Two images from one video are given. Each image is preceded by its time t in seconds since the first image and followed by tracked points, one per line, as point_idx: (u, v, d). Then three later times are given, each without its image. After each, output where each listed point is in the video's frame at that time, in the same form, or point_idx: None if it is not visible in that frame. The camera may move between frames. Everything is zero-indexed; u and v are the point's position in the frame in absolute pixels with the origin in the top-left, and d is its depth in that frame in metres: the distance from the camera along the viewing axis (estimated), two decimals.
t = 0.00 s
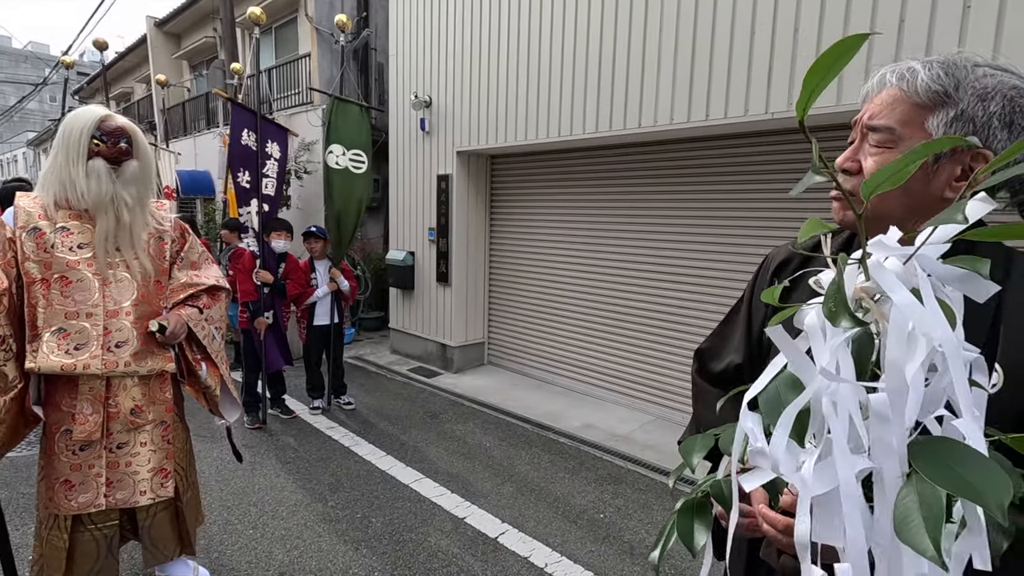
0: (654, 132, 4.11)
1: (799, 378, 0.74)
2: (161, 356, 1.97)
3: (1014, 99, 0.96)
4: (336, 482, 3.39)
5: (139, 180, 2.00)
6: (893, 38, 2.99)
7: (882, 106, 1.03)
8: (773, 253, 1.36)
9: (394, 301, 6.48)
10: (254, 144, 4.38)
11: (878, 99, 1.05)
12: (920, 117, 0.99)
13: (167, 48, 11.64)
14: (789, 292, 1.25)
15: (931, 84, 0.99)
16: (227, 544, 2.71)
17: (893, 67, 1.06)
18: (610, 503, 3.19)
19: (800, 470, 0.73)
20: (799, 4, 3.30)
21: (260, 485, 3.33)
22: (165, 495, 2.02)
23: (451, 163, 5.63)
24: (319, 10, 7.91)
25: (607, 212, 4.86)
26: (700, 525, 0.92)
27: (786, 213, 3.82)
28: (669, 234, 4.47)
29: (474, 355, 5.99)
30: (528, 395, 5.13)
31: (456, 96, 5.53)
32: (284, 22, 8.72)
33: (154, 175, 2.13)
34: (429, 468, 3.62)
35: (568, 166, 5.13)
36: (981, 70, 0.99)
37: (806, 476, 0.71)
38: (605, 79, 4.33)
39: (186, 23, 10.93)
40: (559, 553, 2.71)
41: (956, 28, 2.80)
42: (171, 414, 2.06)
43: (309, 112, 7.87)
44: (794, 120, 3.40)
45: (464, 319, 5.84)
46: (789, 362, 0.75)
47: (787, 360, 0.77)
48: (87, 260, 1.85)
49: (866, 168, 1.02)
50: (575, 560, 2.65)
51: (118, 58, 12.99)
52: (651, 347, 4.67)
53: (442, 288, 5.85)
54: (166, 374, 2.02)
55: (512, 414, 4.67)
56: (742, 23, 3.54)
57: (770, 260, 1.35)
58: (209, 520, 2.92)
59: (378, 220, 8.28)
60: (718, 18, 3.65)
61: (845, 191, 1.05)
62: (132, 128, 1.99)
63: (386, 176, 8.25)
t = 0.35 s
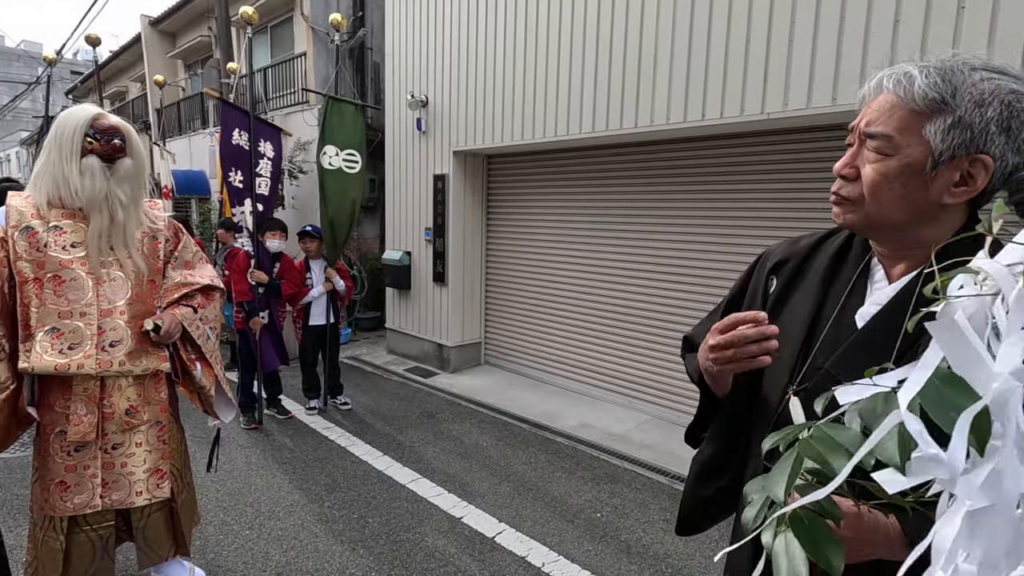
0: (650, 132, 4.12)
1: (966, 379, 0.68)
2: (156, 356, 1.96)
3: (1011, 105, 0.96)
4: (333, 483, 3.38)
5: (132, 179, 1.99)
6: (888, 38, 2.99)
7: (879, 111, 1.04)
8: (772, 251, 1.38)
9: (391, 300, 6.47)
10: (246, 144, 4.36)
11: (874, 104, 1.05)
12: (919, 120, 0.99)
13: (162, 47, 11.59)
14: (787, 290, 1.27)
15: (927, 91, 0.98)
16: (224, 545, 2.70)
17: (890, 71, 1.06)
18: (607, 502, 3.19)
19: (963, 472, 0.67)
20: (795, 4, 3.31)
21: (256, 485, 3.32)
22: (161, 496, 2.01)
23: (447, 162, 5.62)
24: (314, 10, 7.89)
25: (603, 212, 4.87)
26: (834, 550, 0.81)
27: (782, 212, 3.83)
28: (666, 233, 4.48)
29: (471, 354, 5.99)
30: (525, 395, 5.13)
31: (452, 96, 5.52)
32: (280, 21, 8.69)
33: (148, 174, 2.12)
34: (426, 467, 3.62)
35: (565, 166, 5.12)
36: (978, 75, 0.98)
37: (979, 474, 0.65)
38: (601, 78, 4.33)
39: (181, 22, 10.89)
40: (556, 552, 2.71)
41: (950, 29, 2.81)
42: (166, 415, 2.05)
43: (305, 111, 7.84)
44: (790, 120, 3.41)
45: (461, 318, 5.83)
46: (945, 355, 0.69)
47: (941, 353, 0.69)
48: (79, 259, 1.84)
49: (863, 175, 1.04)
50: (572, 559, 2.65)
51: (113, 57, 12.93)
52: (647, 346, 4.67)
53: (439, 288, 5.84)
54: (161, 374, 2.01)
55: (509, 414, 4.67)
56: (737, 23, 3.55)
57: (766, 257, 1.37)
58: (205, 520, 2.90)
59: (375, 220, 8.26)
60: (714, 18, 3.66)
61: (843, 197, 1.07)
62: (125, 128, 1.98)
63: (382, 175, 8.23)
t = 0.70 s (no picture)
0: (647, 132, 4.13)
1: None
2: (155, 356, 1.96)
3: None
4: (330, 483, 3.37)
5: (128, 179, 1.98)
6: (883, 39, 3.01)
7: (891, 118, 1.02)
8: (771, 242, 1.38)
9: (388, 300, 6.46)
10: (239, 143, 4.35)
11: (887, 108, 1.03)
12: (934, 130, 0.98)
13: (157, 45, 11.55)
14: (787, 287, 1.27)
15: (945, 102, 0.97)
16: (221, 545, 2.69)
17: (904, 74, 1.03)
18: (604, 502, 3.20)
19: None
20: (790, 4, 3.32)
21: (253, 485, 3.31)
22: (161, 497, 2.00)
23: (444, 162, 5.62)
24: (311, 9, 7.87)
25: (601, 212, 4.87)
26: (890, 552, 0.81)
27: (778, 212, 3.85)
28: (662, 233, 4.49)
29: (468, 354, 5.99)
30: (522, 394, 5.14)
31: (449, 96, 5.52)
32: (275, 21, 8.67)
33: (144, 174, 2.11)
34: (424, 467, 3.62)
35: (562, 166, 5.13)
36: (996, 83, 0.98)
37: None
38: (598, 78, 4.33)
39: (177, 21, 10.86)
40: (553, 552, 2.71)
41: (944, 29, 2.82)
42: (165, 415, 2.04)
43: (301, 111, 7.82)
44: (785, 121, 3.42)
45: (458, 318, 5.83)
46: None
47: None
48: (77, 259, 1.83)
49: (873, 185, 1.03)
50: (569, 559, 2.65)
51: (107, 56, 12.86)
52: (644, 346, 4.68)
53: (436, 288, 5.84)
54: (159, 374, 2.00)
55: (507, 413, 4.67)
56: (733, 23, 3.56)
57: (764, 250, 1.37)
58: (201, 521, 2.89)
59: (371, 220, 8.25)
60: (710, 18, 3.67)
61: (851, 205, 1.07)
62: (122, 127, 1.97)
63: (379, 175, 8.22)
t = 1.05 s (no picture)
0: (644, 132, 4.13)
1: None
2: (155, 357, 1.96)
3: None
4: (328, 483, 3.37)
5: (129, 180, 1.98)
6: (878, 40, 3.02)
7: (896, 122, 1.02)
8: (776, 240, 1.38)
9: (385, 300, 6.46)
10: (235, 143, 4.34)
11: (892, 112, 1.04)
12: (939, 137, 0.98)
13: (153, 45, 11.51)
14: (787, 287, 1.28)
15: (951, 108, 0.97)
16: (218, 546, 2.69)
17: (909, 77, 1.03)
18: (601, 501, 3.21)
19: None
20: (786, 5, 3.33)
21: (250, 486, 3.31)
22: (160, 498, 2.00)
23: (441, 162, 5.62)
24: (308, 8, 7.86)
25: (598, 212, 4.87)
26: (887, 539, 0.81)
27: (774, 212, 3.86)
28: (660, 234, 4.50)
29: (465, 355, 5.99)
30: (520, 394, 5.14)
31: (446, 96, 5.52)
32: (272, 20, 8.66)
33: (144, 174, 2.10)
34: (421, 467, 3.62)
35: (559, 166, 5.14)
36: (1003, 88, 0.98)
37: None
38: (595, 79, 4.34)
39: (173, 20, 10.82)
40: (550, 552, 2.71)
41: (939, 30, 2.84)
42: (164, 416, 2.03)
43: (298, 111, 7.81)
44: (782, 121, 3.43)
45: (456, 318, 5.83)
46: None
47: None
48: (76, 259, 1.83)
49: (876, 191, 1.04)
50: (567, 559, 2.66)
51: (103, 55, 12.81)
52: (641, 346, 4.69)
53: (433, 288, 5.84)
54: (158, 375, 2.00)
55: (504, 413, 4.67)
56: (730, 24, 3.57)
57: (766, 249, 1.38)
58: (198, 522, 2.89)
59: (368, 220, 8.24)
60: (707, 19, 3.68)
61: (853, 210, 1.08)
62: (123, 127, 1.97)
63: (376, 175, 8.21)
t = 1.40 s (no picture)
0: (642, 132, 4.14)
1: None
2: (153, 358, 1.96)
3: None
4: (325, 483, 3.37)
5: (128, 180, 1.98)
6: (876, 40, 3.03)
7: (999, 118, 0.98)
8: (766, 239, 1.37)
9: (383, 300, 6.45)
10: (233, 143, 4.33)
11: (993, 101, 0.99)
12: (1021, 140, 0.99)
13: (150, 44, 11.48)
14: (777, 288, 1.28)
15: None
16: (216, 546, 2.68)
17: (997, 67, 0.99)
18: (600, 501, 3.21)
19: None
20: (784, 5, 3.34)
21: (248, 486, 3.31)
22: (158, 500, 2.00)
23: (439, 162, 5.61)
24: (305, 8, 7.85)
25: (596, 212, 4.88)
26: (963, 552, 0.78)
27: (771, 212, 3.87)
28: (657, 233, 4.50)
29: (463, 354, 5.99)
30: (518, 394, 5.14)
31: (444, 95, 5.51)
32: (269, 19, 8.64)
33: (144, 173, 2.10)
34: (419, 467, 3.62)
35: (556, 166, 5.13)
36: None
37: None
38: (593, 78, 4.34)
39: (169, 20, 10.78)
40: (549, 551, 2.72)
41: (936, 30, 2.85)
42: (162, 417, 2.03)
43: (295, 110, 7.79)
44: (780, 121, 3.43)
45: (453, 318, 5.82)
46: None
47: None
48: (75, 259, 1.82)
49: (971, 187, 0.98)
50: (565, 558, 2.66)
51: (99, 55, 12.77)
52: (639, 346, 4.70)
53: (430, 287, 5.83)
54: (156, 377, 2.00)
55: (502, 413, 4.67)
56: (728, 24, 3.58)
57: (754, 247, 1.37)
58: (196, 523, 2.89)
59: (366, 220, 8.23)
60: (705, 19, 3.68)
61: (942, 209, 1.00)
62: (122, 127, 1.96)
63: (374, 175, 8.20)
